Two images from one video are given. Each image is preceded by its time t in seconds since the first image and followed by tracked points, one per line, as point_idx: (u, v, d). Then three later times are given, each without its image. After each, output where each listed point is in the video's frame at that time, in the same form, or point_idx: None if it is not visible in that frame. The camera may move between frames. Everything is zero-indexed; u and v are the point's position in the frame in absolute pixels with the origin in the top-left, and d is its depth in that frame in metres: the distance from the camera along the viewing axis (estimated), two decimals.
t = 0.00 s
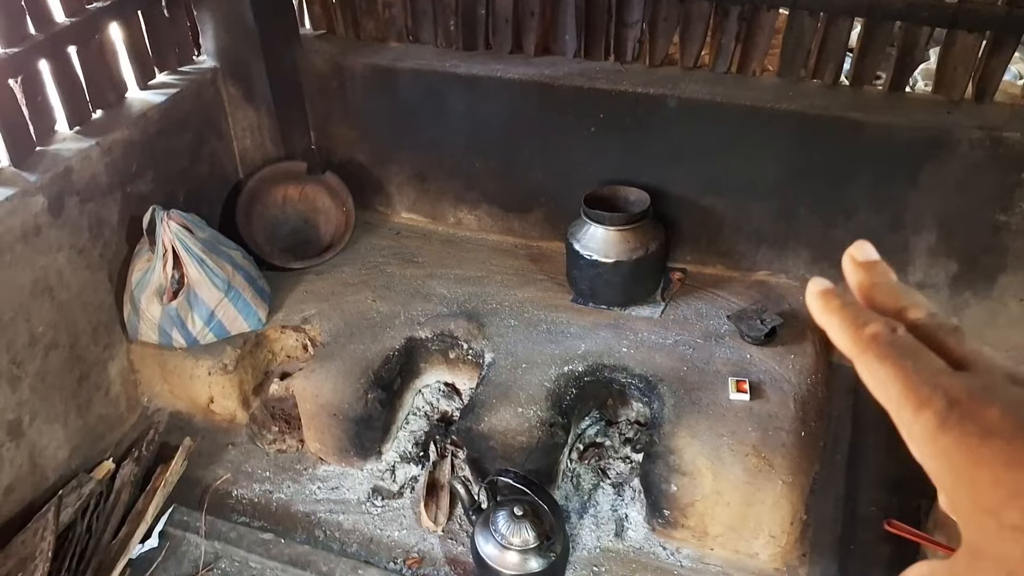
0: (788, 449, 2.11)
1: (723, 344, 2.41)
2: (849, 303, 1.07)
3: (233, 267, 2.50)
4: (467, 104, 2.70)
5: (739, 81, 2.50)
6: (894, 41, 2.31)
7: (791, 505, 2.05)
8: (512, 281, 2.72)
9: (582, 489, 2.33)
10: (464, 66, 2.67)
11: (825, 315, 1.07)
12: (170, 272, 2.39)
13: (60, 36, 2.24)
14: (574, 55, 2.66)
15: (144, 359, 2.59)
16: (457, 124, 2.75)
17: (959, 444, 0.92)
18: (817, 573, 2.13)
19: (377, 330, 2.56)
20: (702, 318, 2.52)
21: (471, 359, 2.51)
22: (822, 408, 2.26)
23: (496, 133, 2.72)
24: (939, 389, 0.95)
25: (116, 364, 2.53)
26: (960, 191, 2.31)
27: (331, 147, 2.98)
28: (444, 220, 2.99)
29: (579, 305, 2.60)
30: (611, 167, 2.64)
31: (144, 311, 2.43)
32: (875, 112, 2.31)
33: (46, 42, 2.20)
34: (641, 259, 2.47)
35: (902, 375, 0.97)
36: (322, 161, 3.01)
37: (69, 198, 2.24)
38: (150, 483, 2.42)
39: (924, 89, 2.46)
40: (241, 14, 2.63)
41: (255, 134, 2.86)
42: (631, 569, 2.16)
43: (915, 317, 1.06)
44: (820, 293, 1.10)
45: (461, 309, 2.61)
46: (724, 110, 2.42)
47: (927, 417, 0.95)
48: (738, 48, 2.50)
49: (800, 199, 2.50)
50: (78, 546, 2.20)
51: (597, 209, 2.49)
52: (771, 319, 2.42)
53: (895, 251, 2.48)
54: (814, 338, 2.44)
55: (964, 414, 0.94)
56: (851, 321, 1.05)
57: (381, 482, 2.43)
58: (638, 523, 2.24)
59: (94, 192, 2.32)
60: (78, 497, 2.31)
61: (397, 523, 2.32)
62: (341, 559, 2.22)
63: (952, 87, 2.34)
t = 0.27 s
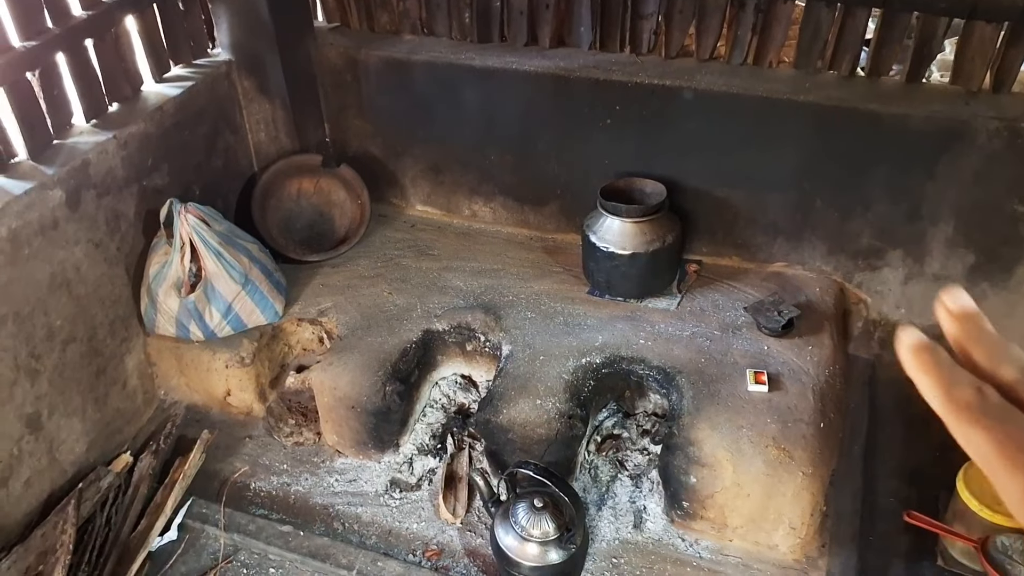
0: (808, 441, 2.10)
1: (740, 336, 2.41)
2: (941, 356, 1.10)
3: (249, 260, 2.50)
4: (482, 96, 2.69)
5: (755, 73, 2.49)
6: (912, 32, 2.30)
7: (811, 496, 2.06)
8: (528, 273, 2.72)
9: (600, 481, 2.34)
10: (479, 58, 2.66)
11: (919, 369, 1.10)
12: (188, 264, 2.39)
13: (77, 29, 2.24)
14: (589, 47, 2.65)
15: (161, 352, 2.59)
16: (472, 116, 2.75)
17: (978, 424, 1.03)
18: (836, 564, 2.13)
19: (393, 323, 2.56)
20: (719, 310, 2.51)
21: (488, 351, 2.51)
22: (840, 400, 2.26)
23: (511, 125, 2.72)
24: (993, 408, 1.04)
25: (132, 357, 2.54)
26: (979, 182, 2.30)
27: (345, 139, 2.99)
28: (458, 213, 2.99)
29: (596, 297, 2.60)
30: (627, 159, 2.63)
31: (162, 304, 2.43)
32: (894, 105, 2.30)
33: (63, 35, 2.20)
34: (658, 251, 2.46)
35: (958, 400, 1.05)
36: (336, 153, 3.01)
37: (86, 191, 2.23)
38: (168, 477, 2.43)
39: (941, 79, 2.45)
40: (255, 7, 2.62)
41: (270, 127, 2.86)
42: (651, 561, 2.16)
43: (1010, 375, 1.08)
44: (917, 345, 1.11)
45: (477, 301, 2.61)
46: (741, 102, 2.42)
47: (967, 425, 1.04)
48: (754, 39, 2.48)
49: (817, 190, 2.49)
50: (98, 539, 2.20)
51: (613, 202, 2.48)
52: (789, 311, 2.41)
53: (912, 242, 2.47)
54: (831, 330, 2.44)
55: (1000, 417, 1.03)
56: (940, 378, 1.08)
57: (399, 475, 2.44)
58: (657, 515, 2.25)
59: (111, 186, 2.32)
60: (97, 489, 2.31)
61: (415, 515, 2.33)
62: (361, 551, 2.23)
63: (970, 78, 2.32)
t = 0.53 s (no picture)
0: (821, 432, 2.11)
1: (753, 327, 2.42)
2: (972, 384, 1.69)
3: (263, 253, 2.51)
4: (493, 88, 2.70)
5: (767, 65, 2.50)
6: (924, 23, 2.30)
7: (824, 486, 2.07)
8: (539, 265, 2.73)
9: (614, 472, 2.34)
10: (490, 50, 2.67)
11: (964, 408, 1.67)
12: (202, 257, 2.40)
13: (90, 23, 2.25)
14: (600, 40, 2.65)
15: (174, 345, 2.60)
16: (483, 109, 2.76)
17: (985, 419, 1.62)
18: (849, 554, 2.14)
19: (406, 315, 2.57)
20: (731, 301, 2.52)
21: (501, 342, 2.52)
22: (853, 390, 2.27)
23: (522, 118, 2.72)
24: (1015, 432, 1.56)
25: (146, 350, 2.54)
26: (990, 173, 2.30)
27: (356, 132, 2.99)
28: (469, 205, 2.99)
29: (608, 289, 2.61)
30: (638, 151, 2.64)
31: (176, 297, 2.44)
32: (905, 96, 2.30)
33: (77, 28, 2.21)
34: (670, 244, 2.47)
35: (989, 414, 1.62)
36: (346, 147, 3.02)
37: (100, 184, 2.24)
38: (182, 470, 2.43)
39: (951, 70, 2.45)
40: None
41: (281, 120, 2.87)
42: (664, 551, 2.17)
43: None
44: (955, 379, 1.71)
45: (490, 294, 2.61)
46: (753, 94, 2.42)
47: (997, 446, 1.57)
48: (766, 31, 2.48)
49: (828, 182, 2.49)
50: (115, 532, 2.22)
51: (625, 193, 2.49)
52: (801, 302, 2.42)
53: (923, 233, 2.47)
54: (843, 321, 2.44)
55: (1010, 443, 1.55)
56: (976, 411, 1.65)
57: (412, 466, 2.45)
58: (671, 506, 2.26)
59: (125, 179, 2.32)
60: (113, 482, 2.31)
61: (429, 507, 2.34)
62: (376, 542, 2.24)
63: (981, 69, 2.33)
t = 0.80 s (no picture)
0: (828, 423, 2.11)
1: (760, 319, 2.42)
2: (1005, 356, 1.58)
3: (270, 247, 2.51)
4: (498, 81, 2.70)
5: (773, 56, 2.49)
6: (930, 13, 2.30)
7: (833, 476, 2.08)
8: (546, 258, 2.73)
9: (621, 464, 2.35)
10: (496, 43, 2.67)
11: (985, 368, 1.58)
12: (209, 252, 2.40)
13: (96, 18, 2.26)
14: (605, 32, 2.65)
15: (182, 340, 2.60)
16: (488, 102, 2.76)
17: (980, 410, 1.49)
18: (857, 544, 2.14)
19: (413, 309, 2.58)
20: (738, 294, 2.52)
21: (508, 335, 2.52)
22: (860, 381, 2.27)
23: (527, 111, 2.72)
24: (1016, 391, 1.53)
25: (153, 345, 2.55)
26: (996, 163, 2.30)
27: (361, 126, 3.00)
28: (474, 199, 2.99)
29: (615, 281, 2.61)
30: (644, 144, 2.64)
31: (183, 292, 2.45)
32: (911, 86, 2.30)
33: (83, 24, 2.22)
34: (676, 236, 2.47)
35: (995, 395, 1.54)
36: (352, 141, 3.02)
37: (107, 179, 2.24)
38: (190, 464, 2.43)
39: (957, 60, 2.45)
40: None
41: (287, 115, 2.87)
42: (672, 543, 2.18)
43: None
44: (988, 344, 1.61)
45: (497, 287, 2.62)
46: (758, 85, 2.41)
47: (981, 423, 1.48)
48: (771, 23, 2.48)
49: (835, 173, 2.49)
50: (124, 525, 2.21)
51: (631, 186, 2.49)
52: (808, 293, 2.42)
53: (929, 224, 2.47)
54: (850, 312, 2.44)
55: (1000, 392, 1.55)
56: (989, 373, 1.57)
57: (420, 460, 2.46)
58: (678, 497, 2.26)
59: (131, 174, 2.33)
60: (122, 476, 2.32)
61: (437, 500, 2.35)
62: (384, 535, 2.24)
63: (987, 59, 2.32)
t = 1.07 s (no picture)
0: (835, 416, 2.11)
1: (766, 313, 2.42)
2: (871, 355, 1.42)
3: (275, 243, 2.52)
4: (502, 76, 2.70)
5: (778, 50, 2.49)
6: (935, 6, 2.29)
7: (840, 469, 2.08)
8: (551, 253, 2.73)
9: (628, 458, 2.36)
10: (500, 38, 2.67)
11: (847, 364, 1.39)
12: (215, 248, 2.40)
13: (101, 14, 2.25)
14: (609, 27, 2.65)
15: (188, 336, 2.60)
16: (493, 97, 2.75)
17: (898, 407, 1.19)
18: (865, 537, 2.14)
19: (419, 304, 2.58)
20: (744, 287, 2.52)
21: (514, 330, 2.52)
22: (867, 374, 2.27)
23: (531, 106, 2.72)
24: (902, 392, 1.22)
25: (159, 341, 2.55)
26: (1002, 155, 2.29)
27: (365, 122, 3.00)
28: (479, 194, 2.99)
29: (620, 276, 2.61)
30: (649, 138, 2.63)
31: (189, 288, 2.45)
32: (917, 79, 2.29)
33: (87, 20, 2.22)
34: (682, 230, 2.47)
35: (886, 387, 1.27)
36: (356, 137, 3.02)
37: (113, 176, 2.24)
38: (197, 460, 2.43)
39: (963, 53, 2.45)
40: None
41: (291, 111, 2.87)
42: (680, 536, 2.18)
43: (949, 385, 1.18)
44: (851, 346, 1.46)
45: (502, 282, 2.62)
46: (764, 79, 2.41)
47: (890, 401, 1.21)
48: (777, 16, 2.47)
49: (841, 166, 2.48)
50: (130, 522, 2.20)
51: (636, 180, 2.49)
52: (814, 286, 2.42)
53: (935, 217, 2.46)
54: (856, 305, 2.44)
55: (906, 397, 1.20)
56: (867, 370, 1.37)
57: (427, 454, 2.46)
58: (686, 491, 2.26)
59: (137, 170, 2.32)
60: (129, 473, 2.31)
61: (445, 495, 2.35)
62: (392, 531, 2.23)
63: (993, 52, 2.31)
